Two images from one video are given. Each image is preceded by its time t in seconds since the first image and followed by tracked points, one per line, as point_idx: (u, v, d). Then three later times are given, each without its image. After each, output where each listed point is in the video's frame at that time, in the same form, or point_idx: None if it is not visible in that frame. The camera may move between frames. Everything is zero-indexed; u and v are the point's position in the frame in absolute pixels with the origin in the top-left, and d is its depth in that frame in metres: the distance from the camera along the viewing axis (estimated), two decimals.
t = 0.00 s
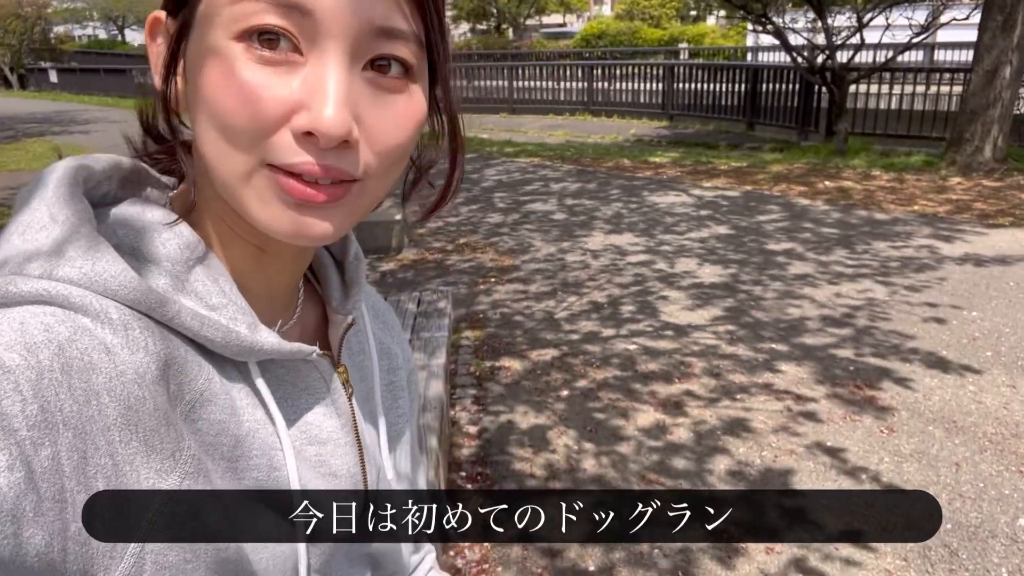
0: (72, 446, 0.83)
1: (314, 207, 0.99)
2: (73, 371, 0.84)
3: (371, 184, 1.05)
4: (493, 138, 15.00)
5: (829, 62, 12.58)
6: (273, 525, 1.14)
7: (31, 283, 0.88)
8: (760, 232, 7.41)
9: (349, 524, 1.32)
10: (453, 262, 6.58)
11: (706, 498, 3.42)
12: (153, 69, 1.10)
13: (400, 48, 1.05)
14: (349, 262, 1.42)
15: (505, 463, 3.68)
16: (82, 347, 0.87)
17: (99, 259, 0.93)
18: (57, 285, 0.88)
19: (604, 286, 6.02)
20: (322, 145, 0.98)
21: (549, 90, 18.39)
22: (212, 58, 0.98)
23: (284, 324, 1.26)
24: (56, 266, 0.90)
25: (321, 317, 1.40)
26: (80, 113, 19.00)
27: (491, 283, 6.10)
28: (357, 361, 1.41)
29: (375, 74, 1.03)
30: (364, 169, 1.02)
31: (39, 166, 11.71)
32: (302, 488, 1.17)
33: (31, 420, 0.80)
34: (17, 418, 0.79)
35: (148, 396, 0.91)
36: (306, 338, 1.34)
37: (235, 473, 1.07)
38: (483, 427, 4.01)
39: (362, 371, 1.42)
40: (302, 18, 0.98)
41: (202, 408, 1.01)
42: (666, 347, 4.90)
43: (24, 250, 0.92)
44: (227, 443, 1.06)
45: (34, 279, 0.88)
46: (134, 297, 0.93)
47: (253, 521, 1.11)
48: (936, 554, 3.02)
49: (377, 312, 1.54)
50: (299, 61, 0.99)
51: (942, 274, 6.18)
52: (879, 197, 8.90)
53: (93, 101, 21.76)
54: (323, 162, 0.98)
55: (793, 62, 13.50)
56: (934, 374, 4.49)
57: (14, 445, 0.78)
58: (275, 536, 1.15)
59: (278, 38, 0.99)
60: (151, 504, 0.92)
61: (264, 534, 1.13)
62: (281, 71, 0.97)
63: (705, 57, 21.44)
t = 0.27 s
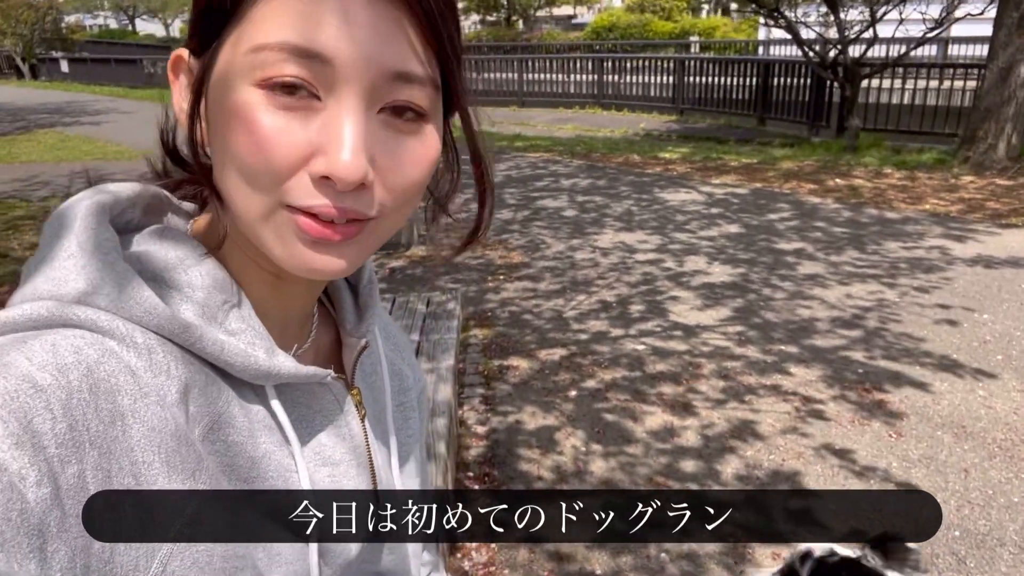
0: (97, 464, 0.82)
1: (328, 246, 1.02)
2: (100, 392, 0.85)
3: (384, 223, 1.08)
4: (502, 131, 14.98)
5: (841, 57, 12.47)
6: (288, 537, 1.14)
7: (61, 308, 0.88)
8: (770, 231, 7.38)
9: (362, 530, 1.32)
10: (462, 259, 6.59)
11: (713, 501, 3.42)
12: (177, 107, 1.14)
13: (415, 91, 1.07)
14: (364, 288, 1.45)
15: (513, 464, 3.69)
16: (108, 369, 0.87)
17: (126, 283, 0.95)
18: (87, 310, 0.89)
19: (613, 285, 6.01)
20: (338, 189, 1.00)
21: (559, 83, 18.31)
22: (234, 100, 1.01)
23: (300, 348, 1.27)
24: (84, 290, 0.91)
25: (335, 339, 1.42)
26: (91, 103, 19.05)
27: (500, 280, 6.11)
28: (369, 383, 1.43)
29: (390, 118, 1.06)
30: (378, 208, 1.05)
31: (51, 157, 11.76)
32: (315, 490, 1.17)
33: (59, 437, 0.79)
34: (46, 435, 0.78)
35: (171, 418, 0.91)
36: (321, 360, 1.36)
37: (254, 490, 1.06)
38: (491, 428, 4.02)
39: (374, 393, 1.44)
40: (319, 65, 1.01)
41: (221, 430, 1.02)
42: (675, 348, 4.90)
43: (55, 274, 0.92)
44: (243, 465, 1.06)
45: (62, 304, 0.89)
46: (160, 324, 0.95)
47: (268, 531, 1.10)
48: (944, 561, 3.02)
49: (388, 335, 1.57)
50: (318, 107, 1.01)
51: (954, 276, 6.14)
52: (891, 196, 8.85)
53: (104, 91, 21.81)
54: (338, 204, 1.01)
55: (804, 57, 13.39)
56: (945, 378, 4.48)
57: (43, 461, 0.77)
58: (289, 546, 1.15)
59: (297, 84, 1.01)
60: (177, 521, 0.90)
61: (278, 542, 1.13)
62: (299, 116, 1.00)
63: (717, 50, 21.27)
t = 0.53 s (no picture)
0: (111, 478, 0.78)
1: (355, 269, 1.00)
2: (114, 406, 0.81)
3: (403, 240, 1.06)
4: (504, 123, 14.95)
5: (846, 49, 12.39)
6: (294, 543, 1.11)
7: (76, 325, 0.83)
8: (774, 227, 7.37)
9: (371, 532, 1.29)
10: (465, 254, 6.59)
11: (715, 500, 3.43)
12: (177, 125, 1.08)
13: (431, 108, 1.05)
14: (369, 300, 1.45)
15: (516, 463, 3.70)
16: (121, 383, 0.83)
17: (132, 303, 0.91)
18: (99, 326, 0.85)
19: (616, 281, 6.01)
20: (367, 217, 0.98)
21: (562, 74, 18.23)
22: (252, 125, 0.96)
23: (307, 359, 1.26)
24: (91, 306, 0.87)
25: (339, 350, 1.41)
26: (94, 93, 19.05)
27: (503, 275, 6.10)
28: (374, 393, 1.44)
29: (409, 137, 1.04)
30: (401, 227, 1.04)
31: (54, 147, 11.77)
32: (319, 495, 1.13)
33: (74, 450, 0.76)
34: (61, 447, 0.75)
35: (181, 434, 0.87)
36: (326, 371, 1.35)
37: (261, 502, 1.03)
38: (494, 425, 4.03)
39: (378, 403, 1.44)
40: (343, 90, 0.96)
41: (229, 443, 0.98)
42: (678, 345, 4.90)
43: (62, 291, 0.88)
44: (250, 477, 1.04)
45: (73, 318, 0.84)
46: (169, 340, 0.92)
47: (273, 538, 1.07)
48: (946, 563, 3.02)
49: (393, 350, 1.58)
50: (342, 133, 0.97)
51: (958, 273, 6.12)
52: (896, 191, 8.82)
53: (107, 81, 21.79)
54: (367, 230, 0.99)
55: (809, 49, 13.32)
56: (948, 376, 4.47)
57: (58, 474, 0.73)
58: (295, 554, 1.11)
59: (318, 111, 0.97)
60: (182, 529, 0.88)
61: (285, 550, 1.10)
62: (326, 144, 0.96)
63: (722, 41, 21.16)
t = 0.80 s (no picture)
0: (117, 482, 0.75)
1: (364, 275, 0.99)
2: (120, 411, 0.78)
3: (412, 243, 1.05)
4: (508, 114, 14.91)
5: (853, 40, 12.30)
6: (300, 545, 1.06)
7: (82, 328, 0.80)
8: (779, 220, 7.35)
9: (372, 532, 1.24)
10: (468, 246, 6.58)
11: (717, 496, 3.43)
12: (182, 133, 1.07)
13: (438, 110, 1.03)
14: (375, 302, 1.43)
15: (518, 457, 3.70)
16: (127, 388, 0.80)
17: (137, 306, 0.87)
18: (104, 330, 0.81)
19: (620, 274, 6.00)
20: (377, 223, 0.97)
21: (566, 64, 18.13)
22: (259, 133, 0.94)
23: (313, 363, 1.25)
24: (96, 311, 0.83)
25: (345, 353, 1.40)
26: (97, 82, 19.01)
27: (506, 268, 6.09)
28: (381, 394, 1.43)
29: (417, 140, 1.02)
30: (409, 230, 1.03)
31: (57, 136, 11.76)
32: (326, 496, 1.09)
33: (78, 454, 0.73)
34: (66, 451, 0.72)
35: (186, 439, 0.84)
36: (332, 374, 1.34)
37: (266, 504, 0.98)
38: (496, 419, 4.03)
39: (385, 404, 1.43)
40: (349, 96, 0.95)
41: (235, 446, 0.94)
42: (681, 339, 4.89)
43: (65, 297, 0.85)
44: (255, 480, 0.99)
45: (79, 321, 0.81)
46: (176, 344, 0.88)
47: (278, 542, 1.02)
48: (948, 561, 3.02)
49: (399, 351, 1.57)
50: (349, 139, 0.96)
51: (964, 268, 6.10)
52: (901, 184, 8.79)
53: (110, 69, 21.74)
54: (376, 235, 0.98)
55: (815, 40, 13.22)
56: (953, 372, 4.46)
57: (62, 478, 0.71)
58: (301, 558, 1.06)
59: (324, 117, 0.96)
60: (188, 536, 0.84)
61: (289, 553, 1.04)
62: (333, 151, 0.95)
63: (728, 32, 21.03)
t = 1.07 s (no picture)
0: (125, 479, 0.76)
1: (378, 269, 1.01)
2: (127, 409, 0.78)
3: (422, 239, 1.07)
4: (526, 107, 14.83)
5: (876, 34, 12.12)
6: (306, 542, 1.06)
7: (90, 325, 0.81)
8: (797, 217, 7.28)
9: (374, 532, 1.22)
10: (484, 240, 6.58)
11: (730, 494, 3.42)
12: (190, 135, 1.07)
13: (448, 109, 1.05)
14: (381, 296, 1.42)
15: (530, 452, 3.70)
16: (135, 385, 0.80)
17: (146, 307, 0.88)
18: (113, 329, 0.82)
19: (636, 269, 5.97)
20: (392, 217, 0.99)
21: (585, 56, 17.99)
22: (276, 132, 0.95)
23: (320, 361, 1.25)
24: (107, 312, 0.84)
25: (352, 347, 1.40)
26: (118, 72, 19.10)
27: (522, 262, 6.09)
28: (390, 388, 1.44)
29: (428, 137, 1.04)
30: (421, 226, 1.05)
31: (78, 126, 11.84)
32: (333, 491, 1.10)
33: (87, 451, 0.74)
34: (74, 448, 0.73)
35: (193, 436, 0.85)
36: (339, 371, 1.34)
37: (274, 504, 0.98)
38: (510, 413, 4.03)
39: (393, 399, 1.44)
40: (365, 94, 0.97)
41: (243, 444, 0.95)
42: (697, 336, 4.87)
43: (76, 299, 0.86)
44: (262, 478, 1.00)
45: (90, 319, 0.82)
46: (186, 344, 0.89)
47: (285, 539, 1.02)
48: (963, 563, 2.99)
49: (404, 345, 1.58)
50: (364, 137, 0.98)
51: (985, 268, 6.02)
52: (923, 182, 8.67)
53: (130, 60, 21.84)
54: (391, 230, 0.99)
55: (837, 34, 13.04)
56: (972, 373, 4.41)
57: (71, 475, 0.71)
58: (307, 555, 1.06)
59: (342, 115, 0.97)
60: (196, 534, 0.85)
61: (296, 550, 1.05)
62: (349, 148, 0.96)
63: (750, 25, 20.79)
